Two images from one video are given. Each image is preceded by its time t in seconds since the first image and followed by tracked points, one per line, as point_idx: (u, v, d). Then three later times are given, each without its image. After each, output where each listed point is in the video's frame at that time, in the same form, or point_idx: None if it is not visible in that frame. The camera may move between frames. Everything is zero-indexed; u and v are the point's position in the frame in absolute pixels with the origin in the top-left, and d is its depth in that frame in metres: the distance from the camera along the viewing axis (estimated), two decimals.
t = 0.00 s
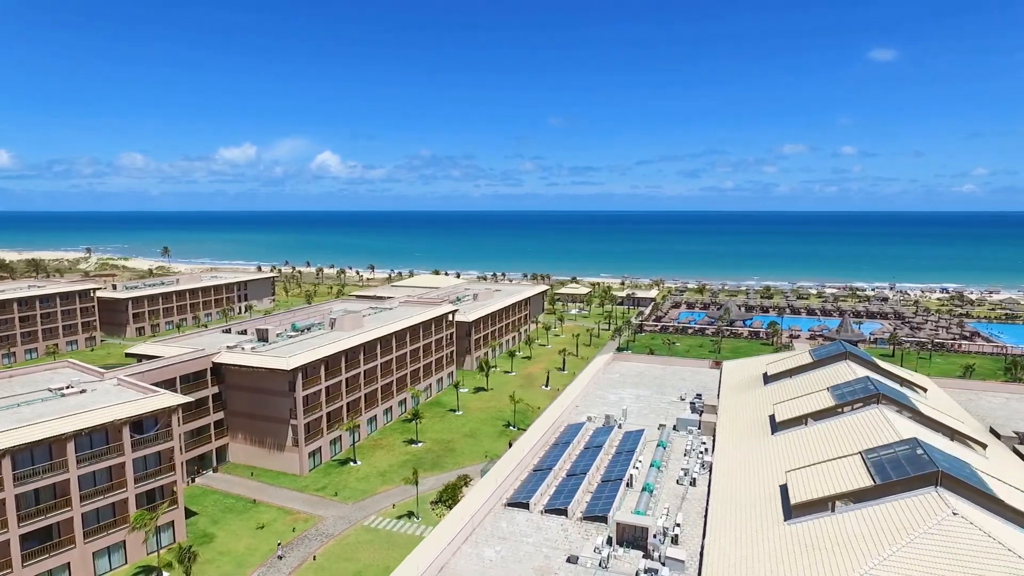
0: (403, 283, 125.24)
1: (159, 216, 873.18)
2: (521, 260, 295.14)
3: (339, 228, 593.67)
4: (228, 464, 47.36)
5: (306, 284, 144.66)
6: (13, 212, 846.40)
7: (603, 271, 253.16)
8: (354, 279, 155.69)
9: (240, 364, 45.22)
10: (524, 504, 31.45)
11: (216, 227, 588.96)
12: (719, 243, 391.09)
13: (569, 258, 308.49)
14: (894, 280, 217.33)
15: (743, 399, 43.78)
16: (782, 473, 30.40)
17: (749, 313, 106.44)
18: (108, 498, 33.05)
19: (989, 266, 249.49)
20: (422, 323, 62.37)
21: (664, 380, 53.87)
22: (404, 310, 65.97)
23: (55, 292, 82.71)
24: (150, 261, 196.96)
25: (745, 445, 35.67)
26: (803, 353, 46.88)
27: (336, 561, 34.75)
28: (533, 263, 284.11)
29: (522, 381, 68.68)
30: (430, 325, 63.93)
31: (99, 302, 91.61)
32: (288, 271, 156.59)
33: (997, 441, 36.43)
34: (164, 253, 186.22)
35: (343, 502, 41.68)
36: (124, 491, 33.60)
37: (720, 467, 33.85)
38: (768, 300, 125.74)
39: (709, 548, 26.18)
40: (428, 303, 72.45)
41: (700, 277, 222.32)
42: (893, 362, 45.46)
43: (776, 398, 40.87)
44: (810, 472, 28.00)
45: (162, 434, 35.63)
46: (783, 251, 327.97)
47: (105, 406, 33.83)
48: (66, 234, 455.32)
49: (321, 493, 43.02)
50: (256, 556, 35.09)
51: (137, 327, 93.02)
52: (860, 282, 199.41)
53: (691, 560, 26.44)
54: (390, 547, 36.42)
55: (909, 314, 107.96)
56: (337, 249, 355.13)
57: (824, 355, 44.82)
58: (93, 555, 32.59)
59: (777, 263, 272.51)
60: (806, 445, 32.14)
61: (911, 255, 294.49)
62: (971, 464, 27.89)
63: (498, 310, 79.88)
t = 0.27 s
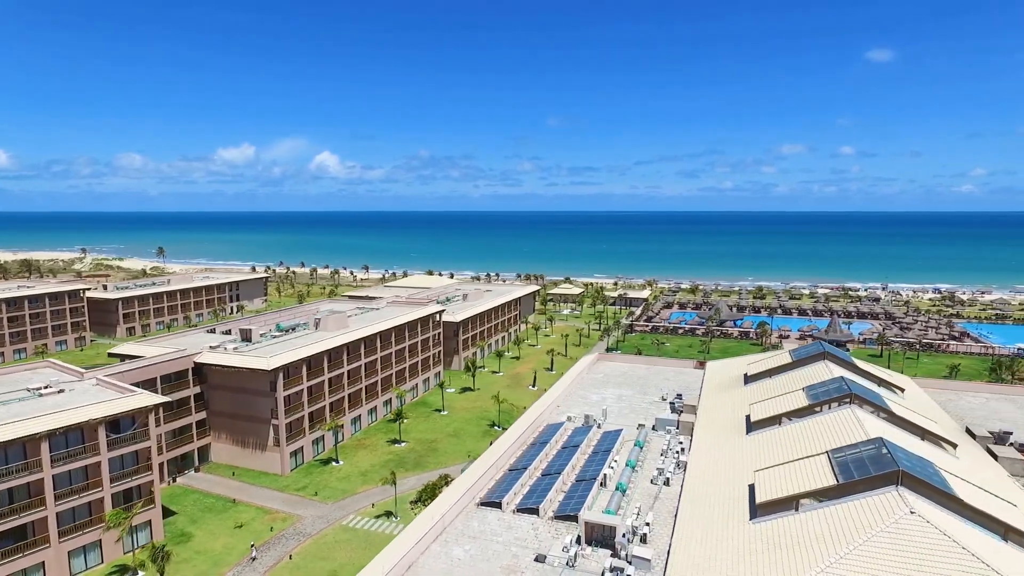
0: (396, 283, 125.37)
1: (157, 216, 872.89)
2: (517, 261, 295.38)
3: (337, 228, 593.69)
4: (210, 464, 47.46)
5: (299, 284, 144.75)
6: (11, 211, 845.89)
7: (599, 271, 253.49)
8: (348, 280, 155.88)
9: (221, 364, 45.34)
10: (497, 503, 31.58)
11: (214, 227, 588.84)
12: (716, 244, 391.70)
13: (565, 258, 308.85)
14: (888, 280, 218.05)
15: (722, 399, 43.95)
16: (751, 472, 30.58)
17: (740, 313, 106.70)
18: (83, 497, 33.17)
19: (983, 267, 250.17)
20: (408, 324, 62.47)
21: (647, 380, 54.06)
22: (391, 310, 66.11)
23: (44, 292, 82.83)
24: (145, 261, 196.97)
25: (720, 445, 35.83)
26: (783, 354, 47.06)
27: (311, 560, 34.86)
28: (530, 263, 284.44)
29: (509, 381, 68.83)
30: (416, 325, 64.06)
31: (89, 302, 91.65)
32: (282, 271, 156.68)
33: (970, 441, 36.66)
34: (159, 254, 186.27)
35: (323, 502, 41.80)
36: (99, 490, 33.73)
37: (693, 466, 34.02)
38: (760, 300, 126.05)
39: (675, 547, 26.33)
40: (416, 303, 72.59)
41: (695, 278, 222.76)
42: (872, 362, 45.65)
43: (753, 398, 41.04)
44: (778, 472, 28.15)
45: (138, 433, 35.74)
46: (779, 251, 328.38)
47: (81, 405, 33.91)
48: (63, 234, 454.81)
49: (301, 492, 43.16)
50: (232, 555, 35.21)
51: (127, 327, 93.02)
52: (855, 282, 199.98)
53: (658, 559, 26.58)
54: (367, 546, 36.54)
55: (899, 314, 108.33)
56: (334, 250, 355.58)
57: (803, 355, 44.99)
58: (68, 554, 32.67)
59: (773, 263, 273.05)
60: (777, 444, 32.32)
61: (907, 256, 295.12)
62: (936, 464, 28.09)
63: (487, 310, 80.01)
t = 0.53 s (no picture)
0: (389, 283, 125.41)
1: (155, 216, 872.75)
2: (514, 261, 295.53)
3: (335, 228, 593.63)
4: (193, 463, 47.57)
5: (293, 284, 144.74)
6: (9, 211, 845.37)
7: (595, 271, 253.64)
8: (342, 280, 155.94)
9: (203, 364, 45.44)
10: (470, 502, 31.72)
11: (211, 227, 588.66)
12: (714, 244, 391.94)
13: (562, 258, 308.93)
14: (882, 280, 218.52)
15: (701, 398, 44.11)
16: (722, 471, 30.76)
17: (731, 312, 106.89)
18: (59, 496, 33.24)
19: (979, 267, 250.57)
20: (394, 324, 62.54)
21: (631, 379, 54.21)
22: (377, 310, 66.22)
23: (34, 292, 82.88)
24: (140, 261, 196.91)
25: (695, 443, 36.02)
26: (763, 353, 47.23)
27: (287, 558, 34.99)
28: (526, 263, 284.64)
29: (496, 381, 68.98)
30: (402, 325, 64.15)
31: (79, 302, 91.69)
32: (276, 271, 156.70)
33: (942, 438, 36.95)
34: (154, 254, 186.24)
35: (302, 501, 41.95)
36: (76, 489, 33.82)
37: (666, 465, 34.18)
38: (752, 300, 126.25)
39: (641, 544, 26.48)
40: (404, 303, 72.68)
41: (690, 278, 223.09)
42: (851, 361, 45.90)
43: (731, 397, 41.22)
44: (746, 469, 28.38)
45: (116, 432, 35.85)
46: (775, 252, 328.77)
47: (57, 404, 33.96)
48: (59, 234, 454.27)
49: (281, 491, 43.33)
50: (209, 553, 35.34)
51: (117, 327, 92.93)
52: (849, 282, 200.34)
53: (624, 556, 26.76)
54: (344, 544, 36.66)
55: (890, 314, 108.58)
56: (331, 249, 355.97)
57: (782, 354, 45.15)
58: (43, 553, 32.72)
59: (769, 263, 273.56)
60: (749, 443, 32.52)
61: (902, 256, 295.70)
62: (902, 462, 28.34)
63: (476, 310, 80.10)
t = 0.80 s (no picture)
0: (382, 283, 125.55)
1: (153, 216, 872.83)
2: (510, 261, 295.71)
3: (333, 228, 593.76)
4: (176, 462, 47.70)
5: (287, 284, 144.78)
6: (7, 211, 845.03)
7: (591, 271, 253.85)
8: (336, 280, 155.98)
9: (185, 363, 45.57)
10: (444, 499, 31.86)
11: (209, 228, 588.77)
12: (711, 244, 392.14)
13: (558, 258, 309.19)
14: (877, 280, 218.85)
15: (681, 397, 44.28)
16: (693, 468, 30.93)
17: (723, 312, 107.02)
18: (36, 494, 33.30)
19: (974, 267, 250.91)
20: (381, 323, 62.64)
21: (615, 378, 54.39)
22: (365, 310, 66.33)
23: (23, 292, 83.00)
24: (135, 262, 196.89)
25: (670, 441, 36.21)
26: (744, 352, 47.39)
27: (264, 556, 35.11)
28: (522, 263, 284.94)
29: (483, 380, 69.17)
30: (389, 324, 64.26)
31: (70, 302, 91.73)
32: (270, 271, 156.75)
33: (917, 436, 37.16)
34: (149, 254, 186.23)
35: (283, 499, 42.09)
36: (52, 487, 33.86)
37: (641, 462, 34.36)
38: (744, 299, 126.47)
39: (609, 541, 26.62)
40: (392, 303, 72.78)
41: (686, 277, 223.39)
42: (831, 360, 46.08)
43: (709, 395, 41.40)
44: (715, 467, 28.57)
45: (93, 430, 35.84)
46: (772, 252, 329.20)
47: (34, 402, 33.98)
48: (56, 234, 453.89)
49: (262, 489, 43.47)
50: (186, 551, 35.47)
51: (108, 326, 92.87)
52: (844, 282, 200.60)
53: (592, 552, 26.91)
54: (322, 542, 36.79)
55: (881, 314, 108.81)
56: (328, 250, 356.12)
57: (763, 353, 45.32)
58: (20, 551, 32.80)
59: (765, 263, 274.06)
60: (722, 441, 32.71)
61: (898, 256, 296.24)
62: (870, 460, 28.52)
63: (465, 310, 80.20)
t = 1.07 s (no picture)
0: (375, 283, 125.77)
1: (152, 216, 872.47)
2: (507, 261, 295.73)
3: (331, 228, 594.02)
4: (160, 460, 47.92)
5: (281, 284, 144.93)
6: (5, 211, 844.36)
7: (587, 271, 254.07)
8: (331, 280, 156.17)
9: (168, 362, 45.70)
10: (418, 497, 32.02)
11: (208, 228, 589.13)
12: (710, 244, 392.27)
13: (556, 258, 309.37)
14: (873, 280, 219.03)
15: (661, 395, 44.47)
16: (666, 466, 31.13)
17: (714, 312, 107.20)
18: (13, 492, 33.44)
19: (970, 267, 251.20)
20: (367, 322, 62.76)
21: (599, 377, 54.58)
22: (352, 309, 66.47)
23: (14, 291, 83.28)
24: (131, 262, 197.14)
25: (647, 439, 36.39)
26: (725, 351, 47.54)
27: (242, 553, 35.28)
28: (519, 263, 285.20)
29: (471, 379, 69.39)
30: (376, 323, 64.39)
31: (61, 302, 91.85)
32: (265, 271, 156.95)
33: (893, 435, 37.35)
34: (145, 253, 186.39)
35: (264, 497, 42.26)
36: (30, 485, 34.02)
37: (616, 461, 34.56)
38: (737, 299, 126.62)
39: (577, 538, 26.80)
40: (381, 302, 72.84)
41: (681, 277, 223.64)
42: (812, 359, 46.25)
43: (687, 394, 41.59)
44: (685, 465, 28.75)
45: (72, 428, 35.90)
46: (769, 252, 329.25)
47: (12, 401, 34.13)
48: (55, 234, 453.85)
49: (244, 488, 43.65)
50: (164, 549, 35.66)
51: (100, 326, 92.90)
52: (840, 282, 200.80)
53: (560, 550, 27.11)
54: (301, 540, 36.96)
55: (872, 314, 109.01)
56: (326, 250, 356.62)
57: (743, 352, 45.48)
58: None
59: (761, 263, 274.31)
60: (694, 439, 32.90)
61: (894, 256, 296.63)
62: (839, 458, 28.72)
63: (455, 310, 80.38)
